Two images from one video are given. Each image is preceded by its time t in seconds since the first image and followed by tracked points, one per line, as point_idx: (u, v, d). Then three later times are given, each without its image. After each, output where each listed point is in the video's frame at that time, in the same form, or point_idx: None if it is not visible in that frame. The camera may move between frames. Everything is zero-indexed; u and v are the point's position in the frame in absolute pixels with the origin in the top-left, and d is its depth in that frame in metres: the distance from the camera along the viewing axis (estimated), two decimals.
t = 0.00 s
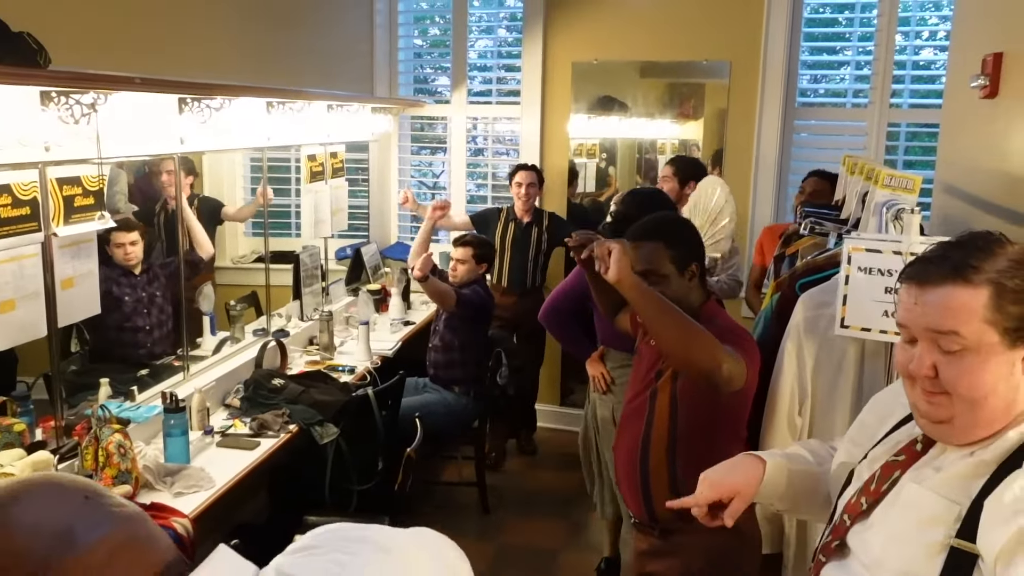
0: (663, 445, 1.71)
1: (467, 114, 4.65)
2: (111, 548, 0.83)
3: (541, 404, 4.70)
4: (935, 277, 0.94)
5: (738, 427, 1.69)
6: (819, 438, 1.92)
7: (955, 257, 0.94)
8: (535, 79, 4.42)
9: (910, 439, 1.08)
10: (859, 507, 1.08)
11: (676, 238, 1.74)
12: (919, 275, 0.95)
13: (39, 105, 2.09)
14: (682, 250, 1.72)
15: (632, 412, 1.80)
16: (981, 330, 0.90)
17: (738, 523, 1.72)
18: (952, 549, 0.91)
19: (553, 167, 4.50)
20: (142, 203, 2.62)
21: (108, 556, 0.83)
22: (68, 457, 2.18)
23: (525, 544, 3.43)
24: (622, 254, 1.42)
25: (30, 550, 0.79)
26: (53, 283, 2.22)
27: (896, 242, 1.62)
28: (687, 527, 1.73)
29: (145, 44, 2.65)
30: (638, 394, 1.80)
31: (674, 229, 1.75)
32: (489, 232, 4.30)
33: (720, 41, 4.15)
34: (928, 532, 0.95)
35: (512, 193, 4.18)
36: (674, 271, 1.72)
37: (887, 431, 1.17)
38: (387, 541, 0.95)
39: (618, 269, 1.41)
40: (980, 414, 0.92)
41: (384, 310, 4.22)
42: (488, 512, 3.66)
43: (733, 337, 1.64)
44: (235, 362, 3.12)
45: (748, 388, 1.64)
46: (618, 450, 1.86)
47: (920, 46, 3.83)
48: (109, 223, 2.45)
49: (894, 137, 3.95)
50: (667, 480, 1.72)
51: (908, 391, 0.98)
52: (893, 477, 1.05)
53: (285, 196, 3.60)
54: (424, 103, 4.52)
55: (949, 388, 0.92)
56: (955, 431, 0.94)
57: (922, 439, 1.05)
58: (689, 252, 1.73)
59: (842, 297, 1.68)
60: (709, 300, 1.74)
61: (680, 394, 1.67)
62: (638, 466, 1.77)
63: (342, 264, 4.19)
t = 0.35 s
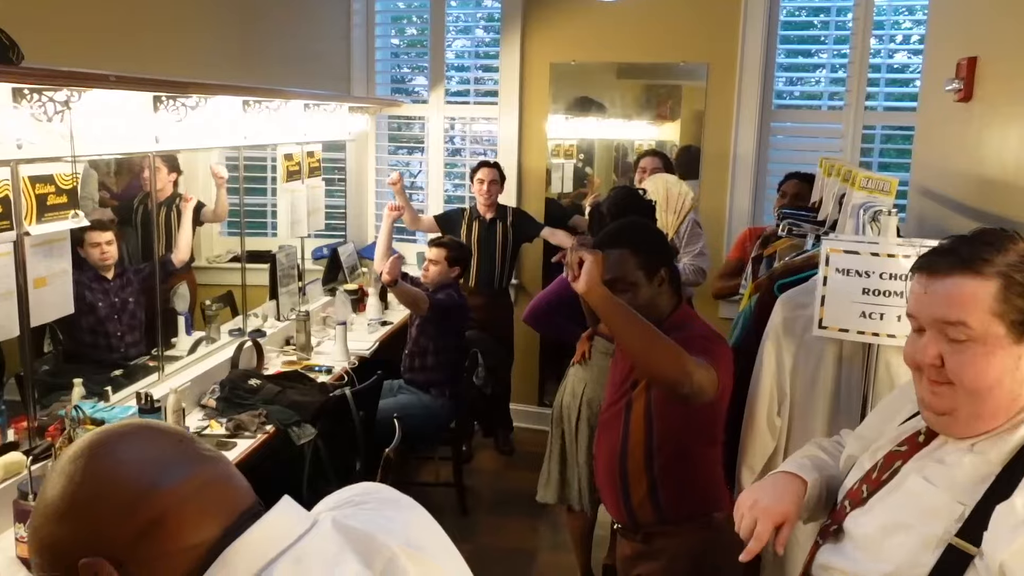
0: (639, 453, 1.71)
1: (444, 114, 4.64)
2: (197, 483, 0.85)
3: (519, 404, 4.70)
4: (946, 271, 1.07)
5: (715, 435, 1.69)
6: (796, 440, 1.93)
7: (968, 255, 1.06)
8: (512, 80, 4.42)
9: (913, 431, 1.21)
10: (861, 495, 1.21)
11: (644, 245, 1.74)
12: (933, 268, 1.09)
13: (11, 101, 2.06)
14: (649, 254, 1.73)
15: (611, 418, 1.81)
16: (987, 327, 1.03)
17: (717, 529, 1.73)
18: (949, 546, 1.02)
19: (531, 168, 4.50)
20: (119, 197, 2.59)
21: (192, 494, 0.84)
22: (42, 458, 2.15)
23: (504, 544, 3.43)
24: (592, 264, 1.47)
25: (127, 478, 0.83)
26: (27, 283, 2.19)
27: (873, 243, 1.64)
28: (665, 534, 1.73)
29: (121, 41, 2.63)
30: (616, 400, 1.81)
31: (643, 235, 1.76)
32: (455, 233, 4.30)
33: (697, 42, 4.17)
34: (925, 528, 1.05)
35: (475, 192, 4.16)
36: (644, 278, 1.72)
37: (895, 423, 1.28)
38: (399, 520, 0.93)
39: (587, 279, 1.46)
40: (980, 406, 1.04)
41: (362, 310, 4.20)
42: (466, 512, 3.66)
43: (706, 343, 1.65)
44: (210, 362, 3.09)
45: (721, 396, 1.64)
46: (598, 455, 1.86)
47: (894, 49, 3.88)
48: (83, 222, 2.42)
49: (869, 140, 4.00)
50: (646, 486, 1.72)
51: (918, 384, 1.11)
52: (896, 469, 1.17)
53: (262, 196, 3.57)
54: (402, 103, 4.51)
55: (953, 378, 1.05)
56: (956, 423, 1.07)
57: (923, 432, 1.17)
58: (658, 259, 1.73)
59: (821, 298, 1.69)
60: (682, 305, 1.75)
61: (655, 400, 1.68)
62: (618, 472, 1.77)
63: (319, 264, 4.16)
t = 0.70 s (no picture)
0: (634, 450, 1.72)
1: (437, 106, 4.63)
2: (203, 451, 0.94)
3: (510, 397, 4.70)
4: (970, 255, 1.10)
5: (709, 432, 1.70)
6: (790, 434, 1.93)
7: (993, 238, 1.09)
8: (506, 72, 4.41)
9: (928, 427, 1.24)
10: (878, 491, 1.24)
11: (638, 240, 1.73)
12: (959, 250, 1.12)
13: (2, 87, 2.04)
14: (643, 250, 1.72)
15: (607, 413, 1.81)
16: (1005, 315, 1.07)
17: (712, 524, 1.74)
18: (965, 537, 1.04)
19: (523, 161, 4.49)
20: (116, 189, 2.61)
21: (198, 462, 0.93)
22: (32, 447, 2.14)
23: (495, 536, 3.44)
24: (597, 256, 1.45)
25: (140, 451, 0.93)
26: (17, 271, 2.17)
27: (867, 239, 1.65)
28: (660, 529, 1.74)
29: (113, 29, 2.61)
30: (611, 396, 1.81)
31: (636, 230, 1.75)
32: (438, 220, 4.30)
33: (690, 37, 4.17)
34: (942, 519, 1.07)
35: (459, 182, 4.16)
36: (637, 275, 1.73)
37: (912, 419, 1.32)
38: (403, 485, 1.01)
39: (591, 271, 1.43)
40: (995, 393, 1.07)
41: (353, 302, 4.19)
42: (457, 505, 3.66)
43: (701, 341, 1.65)
44: (201, 353, 3.08)
45: (716, 394, 1.65)
46: (595, 451, 1.86)
47: (887, 45, 3.89)
48: (74, 211, 2.40)
49: (862, 136, 4.01)
50: (642, 481, 1.73)
51: (937, 372, 1.14)
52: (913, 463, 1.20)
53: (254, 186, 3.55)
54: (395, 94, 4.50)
55: (969, 364, 1.09)
56: (969, 410, 1.10)
57: (939, 426, 1.21)
58: (652, 255, 1.73)
59: (814, 293, 1.70)
60: (677, 299, 1.74)
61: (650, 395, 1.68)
62: (613, 468, 1.78)
63: (310, 255, 4.15)
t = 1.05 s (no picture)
0: (636, 438, 1.72)
1: (437, 96, 4.62)
2: (241, 416, 0.97)
3: (508, 389, 4.71)
4: (980, 252, 1.12)
5: (709, 421, 1.71)
6: (788, 426, 1.94)
7: (1005, 235, 1.10)
8: (506, 63, 4.40)
9: (940, 420, 1.24)
10: (887, 480, 1.23)
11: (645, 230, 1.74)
12: (970, 245, 1.13)
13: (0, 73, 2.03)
14: (651, 241, 1.73)
15: (607, 402, 1.81)
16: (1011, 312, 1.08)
17: (712, 516, 1.73)
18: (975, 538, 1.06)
19: (523, 153, 4.48)
20: (115, 175, 2.61)
21: (238, 423, 0.96)
22: (30, 434, 2.14)
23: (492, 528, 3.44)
24: (602, 239, 1.51)
25: (185, 411, 0.96)
26: (16, 258, 2.17)
27: (868, 233, 1.65)
28: (659, 520, 1.74)
29: (113, 15, 2.60)
30: (612, 384, 1.81)
31: (645, 218, 1.75)
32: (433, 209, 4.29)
33: (691, 29, 4.16)
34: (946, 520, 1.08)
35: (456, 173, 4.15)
36: (644, 263, 1.72)
37: (918, 412, 1.32)
38: (432, 443, 1.00)
39: (595, 255, 1.49)
40: (997, 389, 1.09)
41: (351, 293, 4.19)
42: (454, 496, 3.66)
43: (706, 328, 1.66)
44: (199, 342, 3.08)
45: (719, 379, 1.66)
46: (593, 440, 1.87)
47: (889, 40, 3.88)
48: (73, 198, 2.39)
49: (862, 131, 4.01)
50: (642, 472, 1.72)
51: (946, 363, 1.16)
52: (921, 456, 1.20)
53: (252, 175, 3.54)
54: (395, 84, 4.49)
55: (971, 358, 1.11)
56: (974, 403, 1.12)
57: (950, 420, 1.20)
58: (659, 245, 1.74)
59: (814, 288, 1.69)
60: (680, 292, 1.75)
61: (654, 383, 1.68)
62: (612, 458, 1.78)
63: (308, 245, 4.14)
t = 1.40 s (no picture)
0: (634, 428, 1.72)
1: (439, 85, 4.61)
2: (297, 380, 1.01)
3: (507, 379, 4.71)
4: (1000, 248, 1.14)
5: (708, 415, 1.70)
6: (788, 418, 1.94)
7: None
8: (509, 52, 4.38)
9: (953, 423, 1.25)
10: (897, 486, 1.25)
11: (644, 220, 1.73)
12: (988, 241, 1.16)
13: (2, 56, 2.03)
14: (648, 233, 1.72)
15: (607, 391, 1.82)
16: None
17: (708, 508, 1.72)
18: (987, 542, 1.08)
19: (524, 142, 4.47)
20: (117, 161, 2.61)
21: (294, 390, 0.99)
22: (29, 419, 2.14)
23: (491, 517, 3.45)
24: (594, 244, 1.47)
25: (244, 372, 1.00)
26: (15, 243, 2.17)
27: (871, 226, 1.64)
28: (655, 510, 1.74)
29: None
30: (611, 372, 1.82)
31: (642, 209, 1.74)
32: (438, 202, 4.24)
33: (694, 20, 4.14)
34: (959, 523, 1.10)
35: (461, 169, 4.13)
36: (642, 254, 1.72)
37: (934, 414, 1.33)
38: (463, 416, 1.03)
39: (587, 260, 1.47)
40: (1005, 383, 1.11)
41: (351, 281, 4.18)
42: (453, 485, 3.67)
43: (702, 323, 1.65)
44: (199, 329, 3.07)
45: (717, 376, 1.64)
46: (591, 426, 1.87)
47: (893, 33, 3.87)
48: (73, 182, 2.38)
49: (865, 124, 4.00)
50: (638, 462, 1.73)
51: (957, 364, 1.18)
52: (933, 459, 1.21)
53: (254, 162, 3.53)
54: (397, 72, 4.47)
55: (980, 353, 1.13)
56: (983, 400, 1.14)
57: (963, 424, 1.21)
58: (657, 235, 1.73)
59: (817, 280, 1.69)
60: (680, 280, 1.74)
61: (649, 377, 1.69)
62: (610, 447, 1.78)
63: (309, 233, 4.13)
